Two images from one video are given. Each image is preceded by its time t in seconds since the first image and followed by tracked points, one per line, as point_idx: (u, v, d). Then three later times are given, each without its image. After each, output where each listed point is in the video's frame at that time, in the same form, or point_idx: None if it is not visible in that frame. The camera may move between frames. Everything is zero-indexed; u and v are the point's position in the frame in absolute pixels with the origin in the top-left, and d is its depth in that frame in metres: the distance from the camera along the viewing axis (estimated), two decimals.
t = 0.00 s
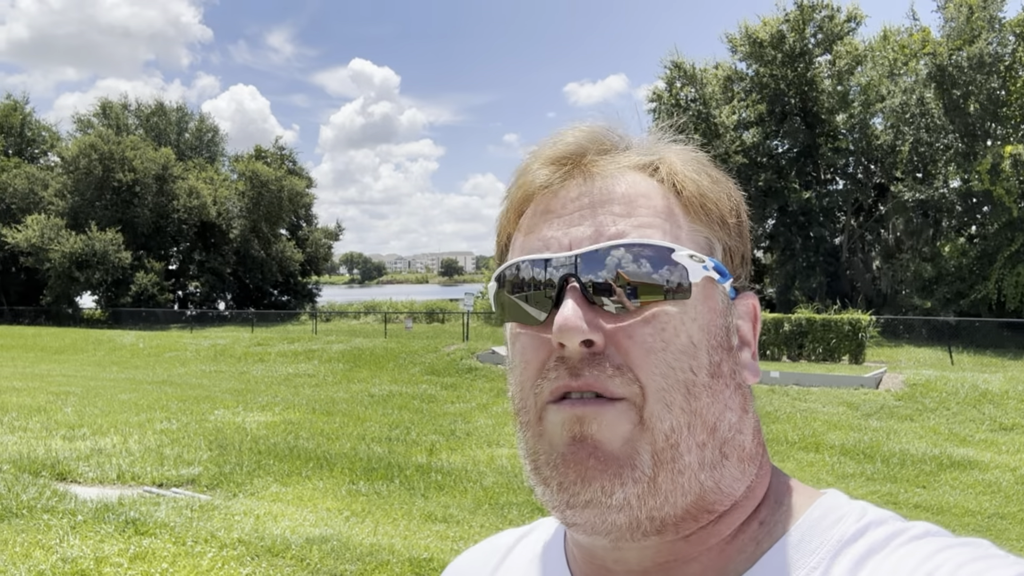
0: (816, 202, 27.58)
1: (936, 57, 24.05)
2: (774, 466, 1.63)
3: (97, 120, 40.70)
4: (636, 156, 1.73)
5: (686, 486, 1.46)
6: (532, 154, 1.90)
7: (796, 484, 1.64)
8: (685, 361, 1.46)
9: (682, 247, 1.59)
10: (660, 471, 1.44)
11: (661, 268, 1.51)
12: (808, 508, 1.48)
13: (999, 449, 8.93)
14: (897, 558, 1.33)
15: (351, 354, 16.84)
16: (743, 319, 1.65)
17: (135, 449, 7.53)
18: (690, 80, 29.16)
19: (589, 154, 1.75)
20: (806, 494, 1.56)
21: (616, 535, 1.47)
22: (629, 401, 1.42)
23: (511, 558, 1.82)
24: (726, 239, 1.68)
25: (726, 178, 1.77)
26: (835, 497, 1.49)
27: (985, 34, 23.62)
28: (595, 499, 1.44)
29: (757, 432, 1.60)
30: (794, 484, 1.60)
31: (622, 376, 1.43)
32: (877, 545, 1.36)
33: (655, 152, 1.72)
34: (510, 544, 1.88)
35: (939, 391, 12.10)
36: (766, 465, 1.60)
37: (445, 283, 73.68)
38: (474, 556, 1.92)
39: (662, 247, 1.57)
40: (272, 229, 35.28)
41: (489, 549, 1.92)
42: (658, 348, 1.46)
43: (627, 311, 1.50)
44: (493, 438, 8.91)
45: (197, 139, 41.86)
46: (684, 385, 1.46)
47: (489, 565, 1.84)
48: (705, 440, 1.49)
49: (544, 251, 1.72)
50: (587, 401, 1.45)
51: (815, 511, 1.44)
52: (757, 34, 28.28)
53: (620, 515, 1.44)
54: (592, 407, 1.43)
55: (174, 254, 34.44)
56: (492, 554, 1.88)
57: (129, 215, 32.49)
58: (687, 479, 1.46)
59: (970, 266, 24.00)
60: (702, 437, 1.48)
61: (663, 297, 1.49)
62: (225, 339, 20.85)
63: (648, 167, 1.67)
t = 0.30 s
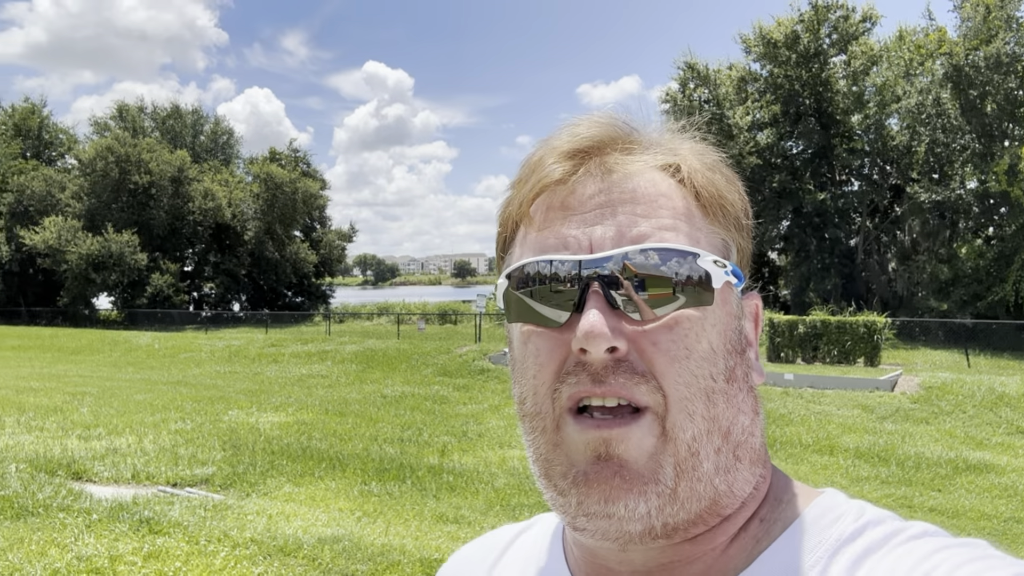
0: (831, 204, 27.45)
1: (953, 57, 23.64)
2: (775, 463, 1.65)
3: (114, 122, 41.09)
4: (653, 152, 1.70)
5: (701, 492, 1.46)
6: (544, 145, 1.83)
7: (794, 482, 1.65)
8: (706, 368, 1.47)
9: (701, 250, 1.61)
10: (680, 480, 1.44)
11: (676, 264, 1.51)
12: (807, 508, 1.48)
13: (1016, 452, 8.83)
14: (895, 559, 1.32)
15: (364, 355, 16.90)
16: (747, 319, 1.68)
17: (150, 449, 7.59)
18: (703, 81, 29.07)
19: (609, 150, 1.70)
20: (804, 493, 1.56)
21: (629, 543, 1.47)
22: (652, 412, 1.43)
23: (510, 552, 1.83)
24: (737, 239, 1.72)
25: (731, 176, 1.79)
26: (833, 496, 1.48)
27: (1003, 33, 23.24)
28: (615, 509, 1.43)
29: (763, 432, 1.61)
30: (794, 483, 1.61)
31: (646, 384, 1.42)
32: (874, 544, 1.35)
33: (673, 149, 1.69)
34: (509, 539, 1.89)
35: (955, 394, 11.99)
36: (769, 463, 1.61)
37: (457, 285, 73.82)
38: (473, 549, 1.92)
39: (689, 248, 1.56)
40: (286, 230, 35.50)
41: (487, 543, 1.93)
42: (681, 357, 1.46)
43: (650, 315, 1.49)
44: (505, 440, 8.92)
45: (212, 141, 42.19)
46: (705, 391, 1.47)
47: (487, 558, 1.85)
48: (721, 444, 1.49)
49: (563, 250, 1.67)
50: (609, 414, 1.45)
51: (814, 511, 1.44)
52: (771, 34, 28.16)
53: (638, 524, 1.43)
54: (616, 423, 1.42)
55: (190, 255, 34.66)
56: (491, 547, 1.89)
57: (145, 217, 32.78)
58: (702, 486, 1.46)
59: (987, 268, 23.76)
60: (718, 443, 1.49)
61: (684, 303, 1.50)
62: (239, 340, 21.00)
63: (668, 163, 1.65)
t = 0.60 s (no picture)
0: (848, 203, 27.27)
1: (971, 54, 23.19)
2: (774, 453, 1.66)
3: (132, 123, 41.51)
4: (644, 144, 1.72)
5: (704, 478, 1.47)
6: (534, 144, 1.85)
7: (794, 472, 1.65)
8: (705, 354, 1.49)
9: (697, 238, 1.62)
10: (686, 466, 1.46)
11: (668, 256, 1.53)
12: (811, 497, 1.47)
13: None
14: (898, 548, 1.32)
15: (379, 354, 16.97)
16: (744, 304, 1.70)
17: (167, 447, 7.67)
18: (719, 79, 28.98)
19: (600, 143, 1.71)
20: (805, 485, 1.56)
21: (634, 529, 1.47)
22: (655, 398, 1.43)
23: (514, 544, 1.84)
24: (732, 223, 1.76)
25: (721, 164, 1.81)
26: (835, 487, 1.48)
27: None
28: (622, 495, 1.43)
29: (761, 420, 1.63)
30: (795, 475, 1.61)
31: (647, 371, 1.43)
32: (877, 535, 1.35)
33: (663, 139, 1.71)
34: (515, 528, 1.91)
35: (974, 394, 11.87)
36: (768, 450, 1.62)
37: (472, 285, 73.92)
38: (479, 541, 1.94)
39: (682, 238, 1.58)
40: (302, 230, 35.72)
41: (491, 534, 1.95)
42: (682, 342, 1.47)
43: (645, 305, 1.51)
44: (519, 439, 8.92)
45: (229, 141, 42.52)
46: (705, 376, 1.49)
47: (493, 550, 1.86)
48: (724, 430, 1.51)
49: (559, 244, 1.68)
50: (613, 400, 1.46)
51: (817, 500, 1.43)
52: (788, 32, 27.98)
53: (643, 510, 1.44)
54: (619, 412, 1.43)
55: (207, 255, 34.92)
56: (496, 538, 1.90)
57: (163, 217, 33.10)
58: (705, 471, 1.47)
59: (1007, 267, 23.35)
60: (720, 428, 1.51)
61: (678, 293, 1.52)
62: (256, 339, 21.16)
63: (660, 154, 1.68)
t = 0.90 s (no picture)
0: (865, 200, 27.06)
1: (992, 49, 22.65)
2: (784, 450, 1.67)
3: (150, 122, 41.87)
4: (664, 143, 1.73)
5: (726, 478, 1.46)
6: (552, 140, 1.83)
7: (803, 470, 1.65)
8: (729, 352, 1.49)
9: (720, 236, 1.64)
10: (712, 463, 1.45)
11: (685, 256, 1.52)
12: (822, 496, 1.46)
13: None
14: (911, 548, 1.31)
15: (394, 352, 17.03)
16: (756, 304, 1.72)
17: (184, 443, 7.74)
18: (736, 76, 28.88)
19: (622, 141, 1.71)
20: (814, 484, 1.55)
21: (650, 528, 1.48)
22: (684, 396, 1.43)
23: (525, 544, 1.84)
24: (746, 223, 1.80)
25: (732, 165, 1.84)
26: (846, 486, 1.47)
27: None
28: (648, 496, 1.43)
29: (777, 417, 1.64)
30: (804, 473, 1.60)
31: (678, 369, 1.43)
32: (890, 535, 1.34)
33: (684, 141, 1.73)
34: (524, 529, 1.92)
35: (994, 394, 11.74)
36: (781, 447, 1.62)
37: (487, 283, 73.99)
38: (490, 542, 1.94)
39: (708, 234, 1.60)
40: (318, 228, 35.89)
41: (503, 534, 1.95)
42: (711, 340, 1.48)
43: (671, 304, 1.51)
44: (533, 437, 8.92)
45: (246, 140, 42.82)
46: (730, 374, 1.49)
47: (504, 551, 1.87)
48: (746, 428, 1.51)
49: (585, 241, 1.66)
50: (642, 401, 1.45)
51: (829, 500, 1.42)
52: (804, 28, 27.77)
53: (668, 510, 1.44)
54: (650, 412, 1.42)
55: (224, 253, 35.16)
56: (507, 538, 1.91)
57: (180, 215, 33.39)
58: (728, 470, 1.47)
59: None
60: (743, 426, 1.51)
61: (704, 292, 1.52)
62: (272, 336, 21.30)
63: (682, 155, 1.70)
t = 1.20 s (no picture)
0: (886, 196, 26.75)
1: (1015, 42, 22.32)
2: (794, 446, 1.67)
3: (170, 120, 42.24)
4: (726, 142, 1.78)
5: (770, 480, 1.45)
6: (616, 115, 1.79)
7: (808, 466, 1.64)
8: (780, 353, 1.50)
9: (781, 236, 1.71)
10: (763, 461, 1.43)
11: (723, 245, 1.57)
12: (826, 489, 1.44)
13: None
14: (914, 541, 1.28)
15: (411, 348, 17.09)
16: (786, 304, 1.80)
17: (203, 438, 7.82)
18: (754, 70, 28.66)
19: (691, 134, 1.72)
20: (819, 477, 1.54)
21: (675, 525, 1.46)
22: (744, 395, 1.42)
23: (525, 542, 1.88)
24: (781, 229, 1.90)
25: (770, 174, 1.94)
26: (847, 480, 1.44)
27: None
28: (699, 493, 1.40)
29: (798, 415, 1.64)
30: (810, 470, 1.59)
31: (746, 364, 1.42)
32: (893, 529, 1.31)
33: (744, 148, 1.79)
34: (523, 530, 1.94)
35: (1017, 392, 11.57)
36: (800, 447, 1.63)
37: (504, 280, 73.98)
38: (488, 542, 1.97)
39: (765, 229, 1.65)
40: (335, 225, 36.05)
41: (502, 534, 1.98)
42: (773, 338, 1.49)
43: (740, 299, 1.51)
44: (549, 433, 8.91)
45: (264, 137, 43.10)
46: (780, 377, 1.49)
47: (500, 552, 1.89)
48: (787, 428, 1.50)
49: (658, 223, 1.62)
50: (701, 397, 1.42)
51: (830, 494, 1.40)
52: (824, 22, 27.45)
53: (708, 508, 1.41)
54: (720, 406, 1.39)
55: (243, 249, 35.46)
56: (505, 539, 1.94)
57: (199, 212, 33.71)
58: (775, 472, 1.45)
59: None
60: (786, 429, 1.50)
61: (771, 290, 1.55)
62: (290, 332, 21.46)
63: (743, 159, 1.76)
